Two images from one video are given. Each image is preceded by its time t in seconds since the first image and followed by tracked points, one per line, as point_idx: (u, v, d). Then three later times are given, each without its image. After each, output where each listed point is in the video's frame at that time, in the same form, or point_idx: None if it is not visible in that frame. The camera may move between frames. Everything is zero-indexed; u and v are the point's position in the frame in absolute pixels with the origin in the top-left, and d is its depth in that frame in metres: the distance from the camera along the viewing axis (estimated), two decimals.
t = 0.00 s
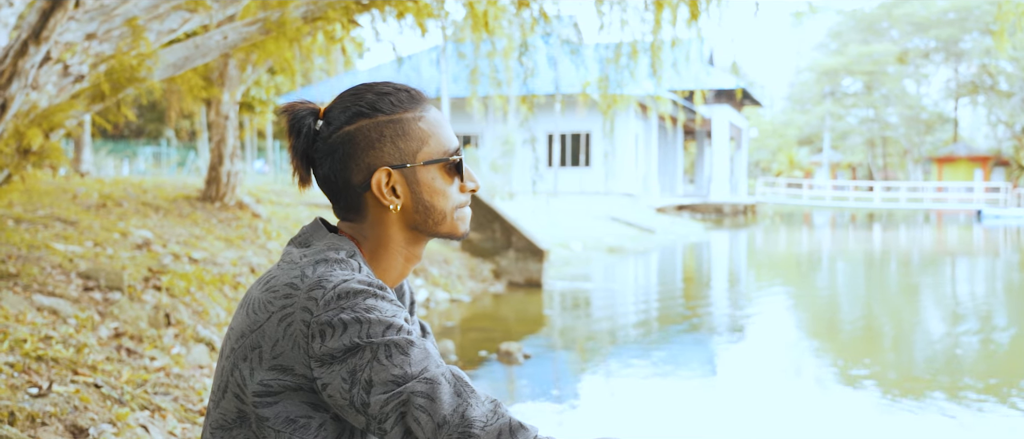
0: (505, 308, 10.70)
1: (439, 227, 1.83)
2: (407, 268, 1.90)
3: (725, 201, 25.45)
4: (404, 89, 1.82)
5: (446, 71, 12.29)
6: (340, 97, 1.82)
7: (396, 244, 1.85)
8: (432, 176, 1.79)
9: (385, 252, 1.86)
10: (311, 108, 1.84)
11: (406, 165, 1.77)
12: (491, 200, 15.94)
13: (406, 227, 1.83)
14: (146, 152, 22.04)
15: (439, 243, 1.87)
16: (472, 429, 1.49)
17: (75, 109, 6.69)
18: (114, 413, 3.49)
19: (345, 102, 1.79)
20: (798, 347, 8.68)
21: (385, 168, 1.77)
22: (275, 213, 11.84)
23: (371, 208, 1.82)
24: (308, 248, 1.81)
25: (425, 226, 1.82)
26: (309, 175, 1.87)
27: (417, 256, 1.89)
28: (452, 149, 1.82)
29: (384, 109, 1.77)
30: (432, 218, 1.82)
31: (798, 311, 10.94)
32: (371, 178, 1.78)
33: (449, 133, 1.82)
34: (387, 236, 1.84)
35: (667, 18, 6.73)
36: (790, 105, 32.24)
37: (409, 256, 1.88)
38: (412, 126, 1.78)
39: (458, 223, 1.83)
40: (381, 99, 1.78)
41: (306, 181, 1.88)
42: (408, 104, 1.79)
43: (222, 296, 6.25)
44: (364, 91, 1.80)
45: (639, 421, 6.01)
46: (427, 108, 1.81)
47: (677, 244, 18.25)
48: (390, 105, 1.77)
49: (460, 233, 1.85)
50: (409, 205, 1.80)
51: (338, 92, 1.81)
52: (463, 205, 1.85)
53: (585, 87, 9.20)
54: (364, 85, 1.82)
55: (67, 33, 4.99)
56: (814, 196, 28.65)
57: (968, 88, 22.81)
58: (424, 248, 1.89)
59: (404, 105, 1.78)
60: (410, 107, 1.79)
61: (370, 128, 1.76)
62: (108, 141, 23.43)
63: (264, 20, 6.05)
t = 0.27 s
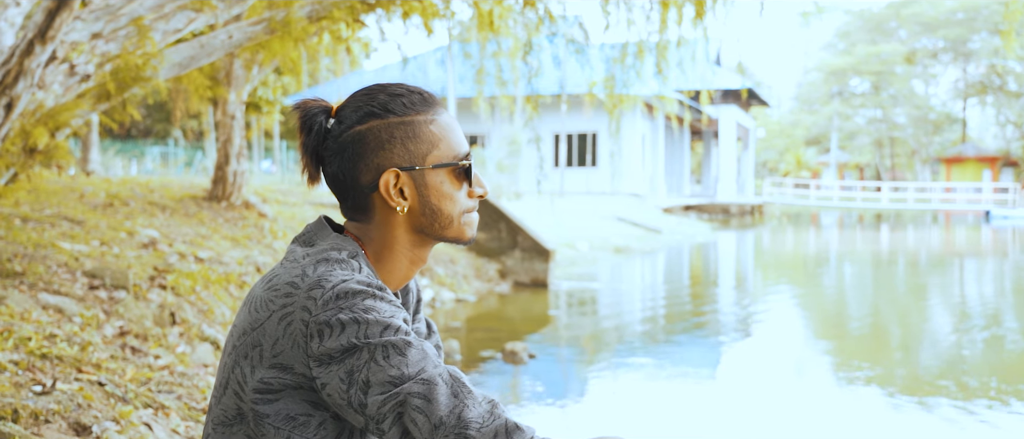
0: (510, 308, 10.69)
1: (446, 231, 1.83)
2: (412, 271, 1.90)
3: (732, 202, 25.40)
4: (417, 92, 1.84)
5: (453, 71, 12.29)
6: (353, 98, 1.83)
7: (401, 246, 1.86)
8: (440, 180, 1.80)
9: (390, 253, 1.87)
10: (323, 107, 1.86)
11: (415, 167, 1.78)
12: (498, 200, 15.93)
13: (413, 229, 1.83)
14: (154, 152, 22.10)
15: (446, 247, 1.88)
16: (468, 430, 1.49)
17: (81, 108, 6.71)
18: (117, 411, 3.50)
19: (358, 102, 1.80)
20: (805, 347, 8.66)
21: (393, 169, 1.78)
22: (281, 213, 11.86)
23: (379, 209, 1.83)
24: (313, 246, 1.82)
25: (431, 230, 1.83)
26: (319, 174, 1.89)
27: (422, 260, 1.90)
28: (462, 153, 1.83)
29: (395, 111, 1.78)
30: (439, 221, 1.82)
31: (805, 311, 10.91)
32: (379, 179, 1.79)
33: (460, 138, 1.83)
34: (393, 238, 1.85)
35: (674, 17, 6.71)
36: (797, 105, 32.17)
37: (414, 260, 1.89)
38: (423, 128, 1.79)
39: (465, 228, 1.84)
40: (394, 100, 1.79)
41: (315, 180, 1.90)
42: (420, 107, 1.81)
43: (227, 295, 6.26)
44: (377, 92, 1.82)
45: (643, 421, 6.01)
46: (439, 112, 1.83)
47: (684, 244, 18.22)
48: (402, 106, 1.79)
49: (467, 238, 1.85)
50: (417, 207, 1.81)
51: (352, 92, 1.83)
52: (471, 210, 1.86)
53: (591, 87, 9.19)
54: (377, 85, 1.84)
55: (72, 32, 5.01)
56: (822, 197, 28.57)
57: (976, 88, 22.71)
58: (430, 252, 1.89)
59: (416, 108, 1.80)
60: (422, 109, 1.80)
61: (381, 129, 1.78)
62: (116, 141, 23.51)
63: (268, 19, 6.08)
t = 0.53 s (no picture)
0: (516, 308, 10.69)
1: (450, 233, 1.83)
2: (415, 273, 1.90)
3: (739, 202, 25.34)
4: (425, 92, 1.83)
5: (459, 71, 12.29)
6: (362, 96, 1.83)
7: (404, 248, 1.86)
8: (445, 182, 1.80)
9: (393, 255, 1.87)
10: (331, 104, 1.85)
11: (420, 169, 1.78)
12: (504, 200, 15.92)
13: (417, 231, 1.84)
14: (162, 151, 22.16)
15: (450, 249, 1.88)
16: (462, 431, 1.48)
17: (87, 107, 6.72)
18: (120, 409, 3.51)
19: (365, 102, 1.80)
20: (812, 348, 8.63)
21: (398, 170, 1.78)
22: (288, 213, 11.88)
23: (383, 210, 1.83)
24: (315, 245, 1.82)
25: (434, 232, 1.83)
26: (325, 173, 1.89)
27: (426, 261, 1.90)
28: (468, 156, 1.83)
29: (402, 111, 1.78)
30: (443, 224, 1.82)
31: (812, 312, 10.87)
32: (383, 179, 1.79)
33: (466, 140, 1.83)
34: (396, 240, 1.85)
35: (679, 17, 6.69)
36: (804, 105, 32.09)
37: (418, 261, 1.89)
38: (430, 130, 1.79)
39: (469, 231, 1.84)
40: (401, 101, 1.79)
41: (321, 179, 1.90)
42: (428, 108, 1.80)
43: (232, 294, 6.27)
44: (384, 91, 1.82)
45: (646, 421, 6.01)
46: (446, 114, 1.82)
47: (691, 244, 18.21)
48: (409, 107, 1.79)
49: (471, 241, 1.85)
50: (421, 209, 1.81)
51: (360, 92, 1.83)
52: (475, 214, 1.86)
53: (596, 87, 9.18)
54: (385, 85, 1.84)
55: (78, 31, 5.04)
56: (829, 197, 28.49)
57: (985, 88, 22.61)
58: (434, 254, 1.89)
59: (423, 110, 1.80)
60: (429, 111, 1.80)
61: (387, 129, 1.77)
62: (124, 140, 23.59)
63: (274, 18, 6.09)
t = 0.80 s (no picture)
0: (521, 308, 10.68)
1: (454, 235, 1.83)
2: (418, 274, 1.90)
3: (745, 202, 25.30)
4: (433, 94, 1.84)
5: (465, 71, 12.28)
6: (370, 97, 1.84)
7: (408, 249, 1.86)
8: (450, 183, 1.80)
9: (397, 256, 1.87)
10: (338, 104, 1.86)
11: (425, 170, 1.78)
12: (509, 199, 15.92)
13: (421, 233, 1.84)
14: (168, 151, 22.22)
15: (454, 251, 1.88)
16: (457, 430, 1.47)
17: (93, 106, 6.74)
18: (123, 407, 3.52)
19: (373, 102, 1.81)
20: (818, 348, 8.61)
21: (403, 170, 1.78)
22: (293, 213, 11.91)
23: (387, 210, 1.83)
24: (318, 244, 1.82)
25: (438, 234, 1.83)
26: (331, 171, 1.89)
27: (430, 264, 1.90)
28: (474, 158, 1.83)
29: (409, 112, 1.79)
30: (448, 225, 1.82)
31: (818, 312, 10.84)
32: (389, 179, 1.79)
33: (473, 143, 1.84)
34: (400, 240, 1.85)
35: (684, 16, 6.68)
36: (811, 105, 32.02)
37: (422, 263, 1.89)
38: (436, 132, 1.79)
39: (474, 233, 1.84)
40: (409, 102, 1.80)
41: (327, 177, 1.90)
42: (434, 109, 1.81)
43: (237, 294, 6.28)
44: (392, 92, 1.82)
45: (650, 421, 6.01)
46: (453, 116, 1.83)
47: (697, 244, 18.18)
48: (416, 108, 1.79)
49: (475, 243, 1.85)
50: (425, 210, 1.81)
51: (367, 92, 1.83)
52: (480, 216, 1.86)
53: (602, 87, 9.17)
54: (393, 86, 1.84)
55: (83, 31, 5.06)
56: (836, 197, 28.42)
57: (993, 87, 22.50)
58: (436, 256, 1.89)
59: (430, 111, 1.80)
60: (436, 112, 1.80)
61: (393, 129, 1.78)
62: (131, 140, 23.65)
63: (278, 18, 6.10)
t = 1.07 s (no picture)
0: (526, 308, 10.68)
1: (459, 239, 1.82)
2: (422, 277, 1.90)
3: (751, 202, 25.26)
4: (443, 96, 1.83)
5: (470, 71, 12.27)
6: (380, 97, 1.83)
7: (412, 251, 1.85)
8: (456, 186, 1.79)
9: (402, 258, 1.86)
10: (348, 102, 1.85)
11: (431, 172, 1.77)
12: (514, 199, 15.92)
13: (426, 236, 1.83)
14: (174, 152, 22.28)
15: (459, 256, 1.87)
16: (454, 429, 1.46)
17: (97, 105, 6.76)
18: (126, 405, 3.53)
19: (383, 101, 1.80)
20: (825, 349, 8.58)
21: (409, 172, 1.77)
22: (298, 212, 11.93)
23: (393, 211, 1.82)
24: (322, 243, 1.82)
25: (443, 237, 1.82)
26: (339, 170, 1.89)
27: (435, 266, 1.89)
28: (482, 162, 1.82)
29: (418, 112, 1.78)
30: (453, 228, 1.81)
31: (824, 312, 10.81)
32: (395, 180, 1.79)
33: (481, 146, 1.82)
34: (405, 242, 1.84)
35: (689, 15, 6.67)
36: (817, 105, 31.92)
37: (427, 266, 1.88)
38: (445, 134, 1.78)
39: (478, 238, 1.83)
40: (419, 103, 1.79)
41: (335, 175, 1.90)
42: (444, 111, 1.80)
43: (242, 293, 6.29)
44: (403, 93, 1.82)
45: (654, 421, 6.00)
46: (462, 119, 1.81)
47: (702, 244, 18.14)
48: (425, 110, 1.78)
49: (480, 248, 1.84)
50: (431, 212, 1.80)
51: (379, 92, 1.83)
52: (485, 221, 1.84)
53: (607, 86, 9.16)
54: (404, 87, 1.83)
55: (87, 31, 5.07)
56: (842, 197, 28.35)
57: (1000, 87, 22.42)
58: (441, 258, 1.88)
59: (440, 112, 1.79)
60: (445, 115, 1.79)
61: (402, 130, 1.77)
62: (137, 140, 23.72)
63: (281, 18, 6.10)
